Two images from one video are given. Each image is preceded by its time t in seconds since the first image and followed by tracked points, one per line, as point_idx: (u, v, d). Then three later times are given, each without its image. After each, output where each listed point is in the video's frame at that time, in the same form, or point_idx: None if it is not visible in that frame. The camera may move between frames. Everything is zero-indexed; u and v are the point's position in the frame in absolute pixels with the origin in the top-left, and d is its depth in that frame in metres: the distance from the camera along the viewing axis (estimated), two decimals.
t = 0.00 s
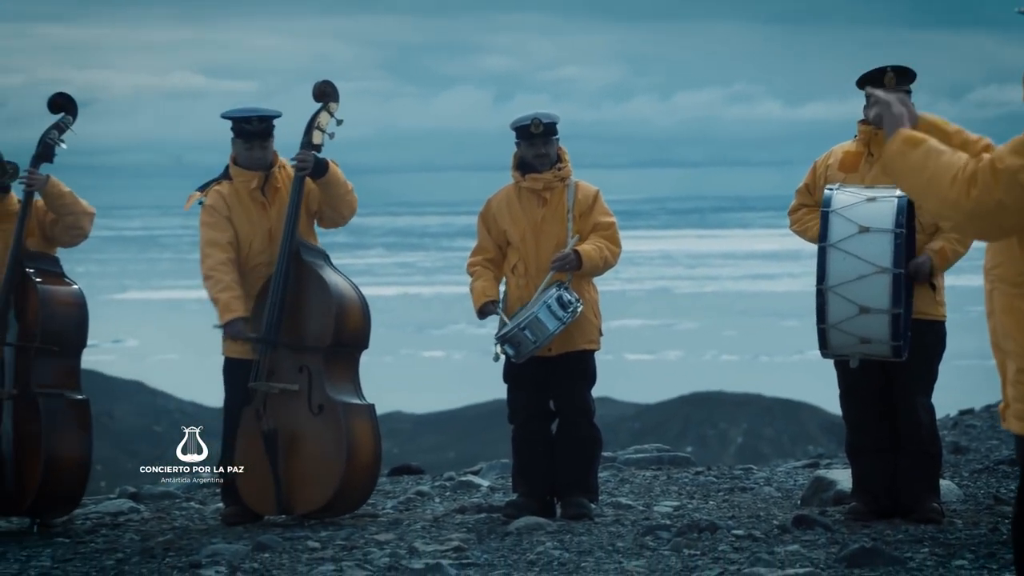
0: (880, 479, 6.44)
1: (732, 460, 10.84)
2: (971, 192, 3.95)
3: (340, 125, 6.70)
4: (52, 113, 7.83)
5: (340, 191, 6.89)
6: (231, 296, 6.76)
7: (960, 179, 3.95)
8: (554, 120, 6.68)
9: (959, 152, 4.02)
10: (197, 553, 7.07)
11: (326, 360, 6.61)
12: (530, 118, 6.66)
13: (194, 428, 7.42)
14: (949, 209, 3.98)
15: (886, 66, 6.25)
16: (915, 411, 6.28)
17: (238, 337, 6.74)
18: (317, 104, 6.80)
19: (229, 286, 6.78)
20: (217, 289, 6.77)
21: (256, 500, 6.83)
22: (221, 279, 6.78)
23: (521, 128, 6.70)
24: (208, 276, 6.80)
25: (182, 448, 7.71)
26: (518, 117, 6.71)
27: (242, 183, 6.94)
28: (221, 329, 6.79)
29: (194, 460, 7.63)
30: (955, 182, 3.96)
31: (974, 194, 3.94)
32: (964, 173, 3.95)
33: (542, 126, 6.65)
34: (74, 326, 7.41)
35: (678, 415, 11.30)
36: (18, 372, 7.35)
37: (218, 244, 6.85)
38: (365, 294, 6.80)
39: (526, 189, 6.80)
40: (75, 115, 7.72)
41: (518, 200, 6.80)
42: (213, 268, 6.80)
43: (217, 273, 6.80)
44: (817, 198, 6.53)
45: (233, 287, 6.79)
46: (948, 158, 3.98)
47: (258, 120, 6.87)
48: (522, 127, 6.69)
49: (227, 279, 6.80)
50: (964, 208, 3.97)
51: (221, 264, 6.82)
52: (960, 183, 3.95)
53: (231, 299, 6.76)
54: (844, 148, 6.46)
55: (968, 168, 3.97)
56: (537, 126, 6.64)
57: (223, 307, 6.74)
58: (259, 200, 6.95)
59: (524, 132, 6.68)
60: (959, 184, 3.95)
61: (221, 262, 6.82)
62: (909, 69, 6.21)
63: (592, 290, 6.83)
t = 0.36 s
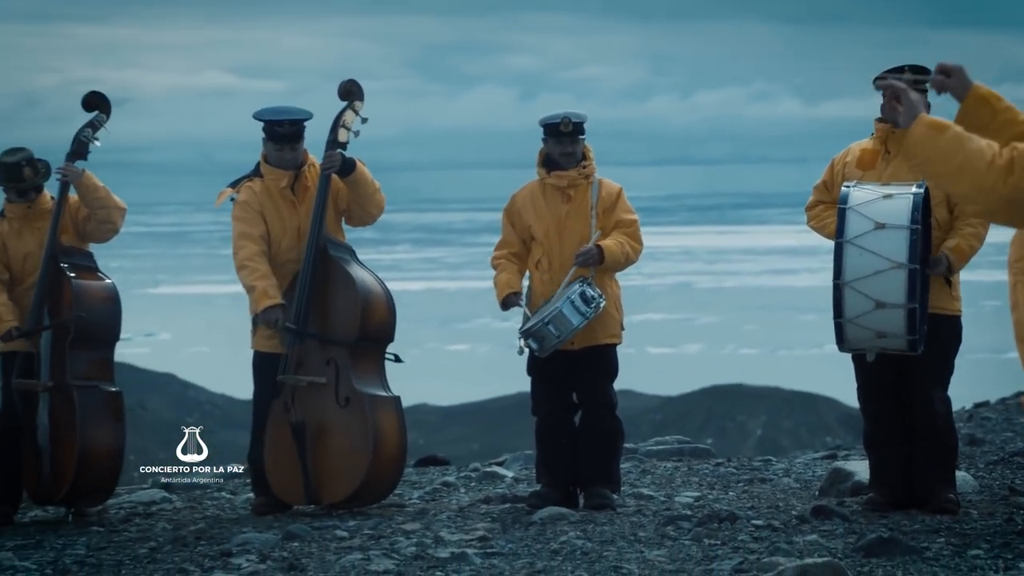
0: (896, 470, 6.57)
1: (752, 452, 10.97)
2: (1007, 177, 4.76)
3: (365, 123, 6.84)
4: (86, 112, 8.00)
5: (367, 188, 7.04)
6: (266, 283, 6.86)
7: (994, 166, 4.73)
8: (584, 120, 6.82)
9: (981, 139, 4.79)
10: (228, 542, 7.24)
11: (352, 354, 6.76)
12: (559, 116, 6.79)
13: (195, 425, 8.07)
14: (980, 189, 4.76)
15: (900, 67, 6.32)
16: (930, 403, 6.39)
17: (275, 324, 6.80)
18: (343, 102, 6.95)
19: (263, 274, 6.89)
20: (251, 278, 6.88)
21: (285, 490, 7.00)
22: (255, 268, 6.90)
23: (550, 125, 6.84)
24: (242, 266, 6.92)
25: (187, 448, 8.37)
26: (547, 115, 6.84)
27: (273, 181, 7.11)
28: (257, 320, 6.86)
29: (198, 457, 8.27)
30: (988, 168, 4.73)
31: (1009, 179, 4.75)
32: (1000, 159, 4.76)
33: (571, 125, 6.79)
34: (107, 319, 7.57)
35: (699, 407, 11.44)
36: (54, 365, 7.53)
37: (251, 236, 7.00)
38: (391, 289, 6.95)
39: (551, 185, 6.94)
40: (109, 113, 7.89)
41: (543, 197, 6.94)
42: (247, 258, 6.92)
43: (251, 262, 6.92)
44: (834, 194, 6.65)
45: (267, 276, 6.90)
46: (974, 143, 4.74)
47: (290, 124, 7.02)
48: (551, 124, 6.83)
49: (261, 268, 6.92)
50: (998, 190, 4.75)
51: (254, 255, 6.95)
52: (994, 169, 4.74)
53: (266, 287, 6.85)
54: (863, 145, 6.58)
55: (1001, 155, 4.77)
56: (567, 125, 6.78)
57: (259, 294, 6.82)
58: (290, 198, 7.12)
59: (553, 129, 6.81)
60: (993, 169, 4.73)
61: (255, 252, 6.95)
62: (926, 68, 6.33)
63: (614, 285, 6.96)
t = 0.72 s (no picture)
0: (908, 461, 6.71)
1: (766, 442, 11.12)
2: None
3: (392, 120, 7.00)
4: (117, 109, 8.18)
5: (391, 183, 7.18)
6: (229, 301, 7.16)
7: None
8: (597, 117, 6.95)
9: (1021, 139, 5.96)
10: (254, 530, 7.42)
11: (378, 347, 6.92)
12: (572, 115, 6.92)
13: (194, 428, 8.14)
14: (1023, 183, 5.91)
15: (909, 65, 6.45)
16: (941, 395, 6.52)
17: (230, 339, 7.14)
18: (369, 99, 7.11)
19: (232, 290, 7.18)
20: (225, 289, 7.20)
21: (311, 479, 7.17)
22: (229, 281, 7.18)
23: (565, 123, 6.98)
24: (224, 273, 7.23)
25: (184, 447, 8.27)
26: (562, 113, 6.98)
27: (295, 178, 7.27)
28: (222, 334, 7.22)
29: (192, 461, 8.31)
30: None
31: None
32: None
33: (584, 122, 6.92)
34: (138, 312, 7.76)
35: (714, 400, 11.60)
36: (85, 357, 7.72)
37: (245, 243, 7.22)
38: (415, 284, 7.10)
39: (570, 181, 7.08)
40: (140, 110, 8.06)
41: (562, 193, 7.07)
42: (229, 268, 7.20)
43: (228, 273, 7.20)
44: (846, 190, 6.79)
45: (236, 292, 7.18)
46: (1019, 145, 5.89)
47: (308, 117, 7.17)
48: (566, 123, 6.97)
49: (234, 281, 7.19)
50: None
51: (238, 264, 7.20)
52: None
53: (227, 305, 7.16)
54: (874, 143, 6.71)
55: None
56: (579, 123, 6.91)
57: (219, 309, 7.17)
58: (312, 193, 7.28)
59: (568, 127, 6.95)
60: None
61: (240, 262, 7.20)
62: (937, 66, 6.45)
63: (632, 278, 7.09)
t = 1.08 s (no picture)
0: (919, 453, 6.84)
1: (780, 434, 11.26)
2: None
3: (413, 118, 7.14)
4: (143, 107, 8.35)
5: (413, 180, 7.34)
6: (281, 300, 7.33)
7: None
8: (616, 115, 7.09)
9: None
10: (279, 519, 7.60)
11: (399, 341, 7.08)
12: (592, 113, 7.07)
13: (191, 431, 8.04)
14: None
15: (921, 64, 6.57)
16: (951, 388, 6.65)
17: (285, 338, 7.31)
18: (391, 98, 7.26)
19: (281, 288, 7.36)
20: (274, 289, 7.37)
21: (334, 470, 7.33)
22: (276, 280, 7.35)
23: (584, 121, 7.13)
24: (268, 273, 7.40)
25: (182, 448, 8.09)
26: (581, 111, 7.13)
27: (319, 174, 7.45)
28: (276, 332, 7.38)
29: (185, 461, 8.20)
30: None
31: None
32: None
33: (604, 120, 7.06)
34: (164, 306, 7.93)
35: (728, 392, 11.75)
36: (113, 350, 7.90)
37: (282, 240, 7.41)
38: (436, 279, 7.25)
39: (588, 179, 7.23)
40: (165, 109, 8.23)
41: (580, 190, 7.22)
42: (274, 266, 7.37)
43: (275, 272, 7.38)
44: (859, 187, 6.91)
45: (285, 290, 7.36)
46: None
47: (328, 111, 7.34)
48: (585, 120, 7.12)
49: (281, 281, 7.37)
50: None
51: (281, 262, 7.38)
52: None
53: (281, 303, 7.33)
54: (887, 140, 6.84)
55: None
56: (600, 121, 7.05)
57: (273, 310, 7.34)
58: (335, 189, 7.44)
59: (587, 125, 7.10)
60: None
61: (281, 260, 7.39)
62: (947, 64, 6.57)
63: (649, 274, 7.23)
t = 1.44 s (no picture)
0: (933, 445, 6.98)
1: (797, 427, 11.42)
2: None
3: (438, 119, 7.29)
4: (171, 108, 8.52)
5: (439, 177, 7.50)
6: (342, 264, 7.37)
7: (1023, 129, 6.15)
8: (636, 114, 7.23)
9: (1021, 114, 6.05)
10: (306, 510, 7.78)
11: (424, 336, 7.24)
12: (612, 112, 7.21)
13: (195, 433, 8.10)
14: None
15: (937, 64, 6.67)
16: (964, 382, 6.79)
17: (348, 298, 7.32)
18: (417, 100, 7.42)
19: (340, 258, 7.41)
20: (331, 261, 7.40)
21: (360, 461, 7.50)
22: (331, 254, 7.41)
23: (604, 120, 7.27)
24: (320, 251, 7.45)
25: (183, 449, 8.16)
26: (601, 110, 7.27)
27: (347, 177, 7.60)
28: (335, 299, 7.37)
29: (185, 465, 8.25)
30: None
31: None
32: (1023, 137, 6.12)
33: (623, 119, 7.21)
34: (192, 302, 8.10)
35: (747, 387, 11.92)
36: (144, 344, 8.07)
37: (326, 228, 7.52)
38: (459, 275, 7.41)
39: (608, 177, 7.37)
40: (193, 109, 8.40)
41: (601, 188, 7.37)
42: (324, 246, 7.45)
43: (329, 248, 7.45)
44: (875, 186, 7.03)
45: (342, 258, 7.42)
46: None
47: (359, 132, 7.47)
48: (605, 119, 7.26)
49: (336, 253, 7.43)
50: None
51: (329, 242, 7.47)
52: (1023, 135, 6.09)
53: (342, 266, 7.37)
54: (902, 139, 6.96)
55: None
56: (618, 120, 7.20)
57: (336, 272, 7.35)
58: (364, 192, 7.61)
59: (607, 124, 7.24)
60: None
61: (329, 242, 7.47)
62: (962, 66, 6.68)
63: (668, 271, 7.37)
